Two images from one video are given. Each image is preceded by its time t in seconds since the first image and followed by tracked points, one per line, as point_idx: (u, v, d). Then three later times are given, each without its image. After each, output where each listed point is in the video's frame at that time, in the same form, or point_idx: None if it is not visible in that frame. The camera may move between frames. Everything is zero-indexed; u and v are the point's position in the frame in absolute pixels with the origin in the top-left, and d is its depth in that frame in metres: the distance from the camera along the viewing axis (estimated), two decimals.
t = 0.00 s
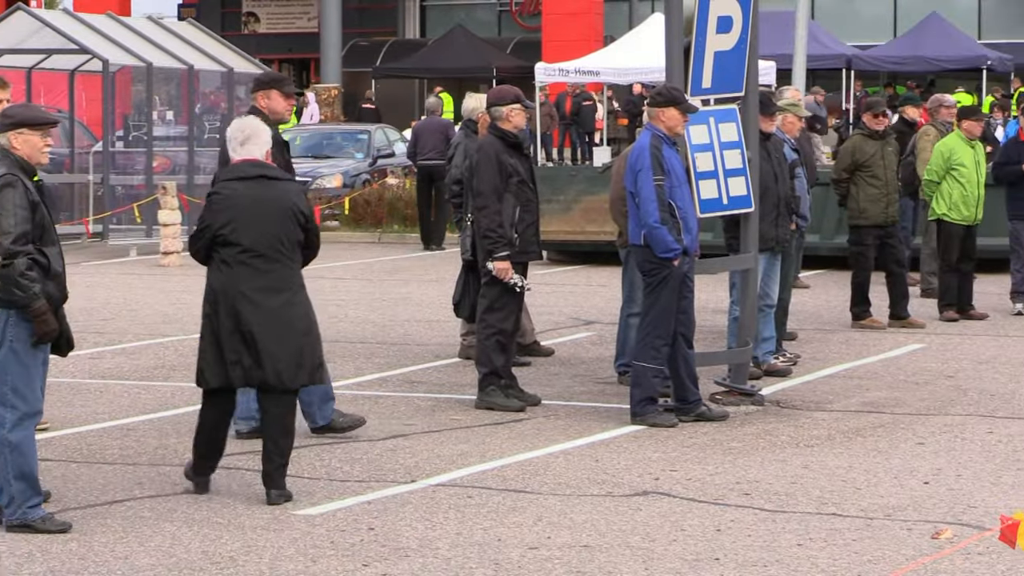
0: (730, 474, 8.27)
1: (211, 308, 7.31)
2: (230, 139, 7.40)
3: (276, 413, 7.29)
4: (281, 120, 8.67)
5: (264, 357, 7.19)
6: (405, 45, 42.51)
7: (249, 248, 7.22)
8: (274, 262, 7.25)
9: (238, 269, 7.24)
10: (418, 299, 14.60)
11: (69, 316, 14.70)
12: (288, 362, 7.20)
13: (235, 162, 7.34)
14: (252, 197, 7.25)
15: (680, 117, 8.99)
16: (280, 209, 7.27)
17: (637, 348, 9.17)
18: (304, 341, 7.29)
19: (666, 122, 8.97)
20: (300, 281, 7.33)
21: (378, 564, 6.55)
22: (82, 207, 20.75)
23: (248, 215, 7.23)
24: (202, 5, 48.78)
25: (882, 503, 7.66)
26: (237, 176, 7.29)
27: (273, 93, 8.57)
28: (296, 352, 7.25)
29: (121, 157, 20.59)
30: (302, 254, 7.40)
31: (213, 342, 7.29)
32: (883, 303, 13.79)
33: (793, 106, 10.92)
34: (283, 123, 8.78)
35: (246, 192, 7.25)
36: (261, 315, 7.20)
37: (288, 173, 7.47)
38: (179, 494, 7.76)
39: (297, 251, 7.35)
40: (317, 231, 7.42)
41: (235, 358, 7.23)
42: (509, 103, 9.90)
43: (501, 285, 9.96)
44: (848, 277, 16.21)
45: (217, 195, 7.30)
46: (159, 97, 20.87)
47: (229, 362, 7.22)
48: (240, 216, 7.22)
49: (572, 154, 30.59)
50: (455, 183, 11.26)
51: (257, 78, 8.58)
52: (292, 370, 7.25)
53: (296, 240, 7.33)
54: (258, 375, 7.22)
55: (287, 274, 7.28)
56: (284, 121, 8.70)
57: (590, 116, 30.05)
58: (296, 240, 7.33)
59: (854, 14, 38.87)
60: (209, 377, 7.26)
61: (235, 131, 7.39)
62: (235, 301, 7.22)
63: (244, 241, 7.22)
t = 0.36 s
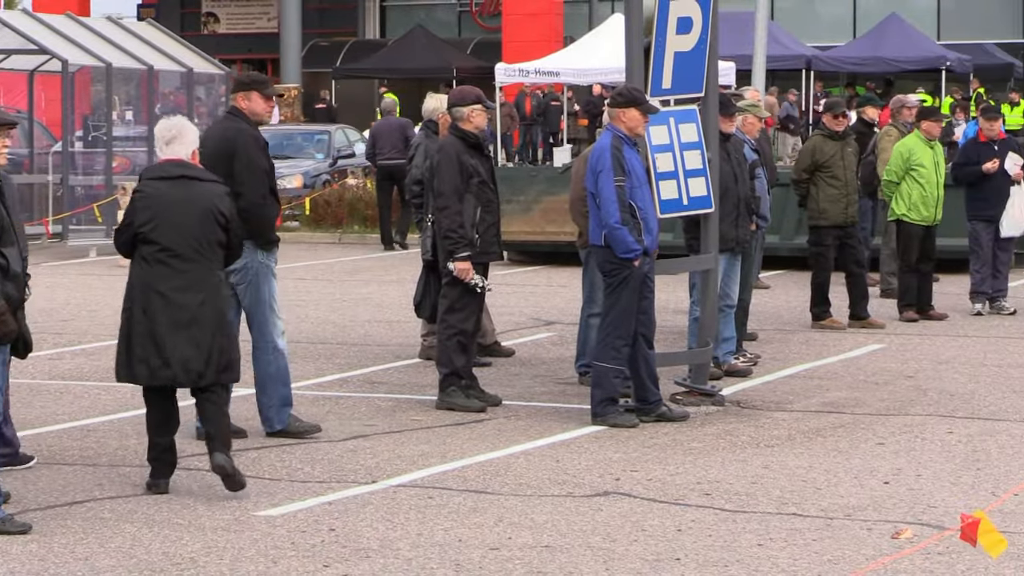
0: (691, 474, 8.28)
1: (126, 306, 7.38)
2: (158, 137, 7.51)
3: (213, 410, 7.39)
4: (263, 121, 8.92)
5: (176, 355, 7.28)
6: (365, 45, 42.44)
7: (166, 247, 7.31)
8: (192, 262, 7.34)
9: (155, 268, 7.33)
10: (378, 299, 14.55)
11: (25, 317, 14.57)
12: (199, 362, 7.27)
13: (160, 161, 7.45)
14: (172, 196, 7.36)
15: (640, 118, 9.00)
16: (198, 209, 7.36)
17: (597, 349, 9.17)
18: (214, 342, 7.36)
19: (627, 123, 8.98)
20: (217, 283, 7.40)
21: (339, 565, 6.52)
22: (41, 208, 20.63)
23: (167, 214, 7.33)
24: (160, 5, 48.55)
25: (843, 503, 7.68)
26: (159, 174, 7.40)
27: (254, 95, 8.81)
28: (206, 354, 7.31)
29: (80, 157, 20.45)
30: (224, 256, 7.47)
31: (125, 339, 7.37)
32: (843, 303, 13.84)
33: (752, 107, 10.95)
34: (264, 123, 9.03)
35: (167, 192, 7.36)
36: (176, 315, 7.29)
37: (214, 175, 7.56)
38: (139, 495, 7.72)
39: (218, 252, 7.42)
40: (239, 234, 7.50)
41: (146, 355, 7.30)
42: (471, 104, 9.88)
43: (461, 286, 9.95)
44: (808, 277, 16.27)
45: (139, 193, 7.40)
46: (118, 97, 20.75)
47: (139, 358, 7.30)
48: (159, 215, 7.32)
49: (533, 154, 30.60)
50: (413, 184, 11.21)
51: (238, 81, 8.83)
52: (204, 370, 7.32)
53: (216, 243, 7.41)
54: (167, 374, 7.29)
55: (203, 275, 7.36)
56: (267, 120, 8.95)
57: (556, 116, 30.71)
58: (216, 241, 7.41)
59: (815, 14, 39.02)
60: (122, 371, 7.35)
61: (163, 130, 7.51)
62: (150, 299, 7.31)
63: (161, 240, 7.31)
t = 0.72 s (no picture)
0: (668, 478, 8.16)
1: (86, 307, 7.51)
2: (113, 139, 7.69)
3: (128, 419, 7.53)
4: (255, 116, 8.90)
5: (136, 352, 7.42)
6: (338, 44, 42.26)
7: (125, 244, 7.50)
8: (151, 259, 7.53)
9: (114, 266, 7.51)
10: (351, 301, 14.40)
11: None
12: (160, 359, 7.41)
13: (116, 161, 7.64)
14: (130, 194, 7.55)
15: (617, 118, 8.88)
16: (157, 207, 7.56)
17: (574, 351, 9.05)
18: (171, 337, 7.54)
19: (604, 122, 8.85)
20: (176, 278, 7.61)
21: (312, 571, 6.40)
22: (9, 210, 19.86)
23: (127, 212, 7.52)
24: (131, 3, 48.25)
25: (822, 507, 7.58)
26: (117, 174, 7.59)
27: (245, 91, 8.79)
28: (165, 348, 7.49)
29: (50, 157, 20.26)
30: (182, 254, 7.70)
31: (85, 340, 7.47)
32: (822, 305, 13.75)
33: (731, 106, 10.81)
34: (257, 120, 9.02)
35: (125, 190, 7.55)
36: (136, 313, 7.46)
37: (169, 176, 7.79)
38: (108, 499, 7.58)
39: (176, 249, 7.63)
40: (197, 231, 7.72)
41: (106, 353, 7.42)
42: (445, 103, 9.76)
43: (436, 286, 9.82)
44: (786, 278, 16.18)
45: (96, 195, 7.57)
46: (87, 96, 20.56)
47: (98, 357, 7.40)
48: (119, 214, 7.51)
49: (508, 154, 30.46)
50: (388, 184, 11.07)
51: (229, 77, 8.83)
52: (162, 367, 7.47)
53: (174, 239, 7.62)
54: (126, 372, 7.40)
55: (162, 271, 7.56)
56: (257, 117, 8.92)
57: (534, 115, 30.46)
58: (175, 237, 7.62)
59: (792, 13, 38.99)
60: (82, 371, 7.46)
61: (118, 131, 7.69)
62: (111, 298, 7.47)
63: (121, 238, 7.50)
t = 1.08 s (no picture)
0: (653, 487, 8.00)
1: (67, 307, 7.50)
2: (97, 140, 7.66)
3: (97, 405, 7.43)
4: (243, 119, 8.81)
5: (115, 354, 7.39)
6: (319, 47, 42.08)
7: (107, 246, 7.47)
8: (132, 261, 7.50)
9: (96, 268, 7.47)
10: (330, 307, 14.21)
11: None
12: (139, 361, 7.38)
13: (100, 162, 7.61)
14: (113, 196, 7.52)
15: (600, 119, 8.73)
16: (140, 209, 7.54)
17: (556, 357, 8.89)
18: (152, 340, 7.51)
19: (587, 124, 8.70)
20: (158, 280, 7.60)
21: None
22: None
23: (109, 214, 7.49)
24: (108, 3, 47.95)
25: (809, 516, 7.42)
26: (100, 176, 7.55)
27: (232, 92, 8.74)
28: (145, 350, 7.46)
29: (25, 160, 19.93)
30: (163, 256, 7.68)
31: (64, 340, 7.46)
32: (808, 310, 13.62)
33: (717, 107, 10.66)
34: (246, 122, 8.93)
35: (107, 192, 7.52)
36: (116, 315, 7.43)
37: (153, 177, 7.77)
38: (82, 509, 7.40)
39: (158, 251, 7.62)
40: (180, 233, 7.70)
41: (86, 354, 7.39)
42: (425, 105, 9.61)
43: (416, 292, 9.65)
44: (772, 282, 16.05)
45: (79, 196, 7.54)
46: (62, 98, 20.32)
47: (77, 358, 7.38)
48: (101, 215, 7.48)
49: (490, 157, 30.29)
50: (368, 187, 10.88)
51: (216, 79, 8.77)
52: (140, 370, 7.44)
53: (157, 241, 7.59)
54: (105, 373, 7.38)
55: (143, 273, 7.54)
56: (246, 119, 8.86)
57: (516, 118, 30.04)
58: (156, 240, 7.59)
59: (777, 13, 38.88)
60: (60, 371, 7.44)
61: (103, 132, 7.64)
62: (93, 299, 7.45)
63: (103, 239, 7.47)
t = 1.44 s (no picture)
0: (635, 498, 7.85)
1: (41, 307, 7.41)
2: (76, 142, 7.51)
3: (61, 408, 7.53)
4: (229, 126, 8.63)
5: (85, 357, 7.29)
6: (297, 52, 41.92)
7: (78, 248, 7.33)
8: (104, 265, 7.35)
9: (68, 270, 7.35)
10: (307, 315, 14.04)
11: None
12: (107, 365, 7.26)
13: (77, 164, 7.46)
14: (86, 198, 7.38)
15: (582, 125, 8.59)
16: (112, 212, 7.38)
17: (537, 367, 8.75)
18: (124, 344, 7.37)
19: (569, 130, 8.56)
20: (132, 285, 7.43)
21: None
22: None
23: (80, 216, 7.35)
24: (81, 7, 47.68)
25: (795, 528, 7.28)
26: (74, 178, 7.42)
27: (216, 96, 8.56)
28: (116, 354, 7.34)
29: None
30: (139, 260, 7.51)
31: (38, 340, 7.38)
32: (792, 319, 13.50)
33: (700, 113, 10.50)
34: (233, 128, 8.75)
35: (80, 194, 7.38)
36: (86, 318, 7.31)
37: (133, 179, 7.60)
38: (54, 521, 7.23)
39: (132, 255, 7.45)
40: (156, 238, 7.50)
41: (57, 357, 7.30)
42: (404, 110, 9.48)
43: (394, 300, 9.49)
44: (757, 291, 15.92)
45: (53, 197, 7.42)
46: (35, 102, 20.08)
47: (48, 359, 7.30)
48: (73, 217, 7.35)
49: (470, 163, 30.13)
50: (346, 194, 10.71)
51: (200, 82, 8.60)
52: (111, 373, 7.32)
53: (130, 245, 7.43)
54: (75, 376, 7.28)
55: (116, 277, 7.38)
56: (231, 128, 8.67)
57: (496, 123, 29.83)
58: (130, 244, 7.42)
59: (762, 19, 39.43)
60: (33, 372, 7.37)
61: (82, 134, 7.50)
62: (64, 301, 7.33)
63: (74, 241, 7.34)
